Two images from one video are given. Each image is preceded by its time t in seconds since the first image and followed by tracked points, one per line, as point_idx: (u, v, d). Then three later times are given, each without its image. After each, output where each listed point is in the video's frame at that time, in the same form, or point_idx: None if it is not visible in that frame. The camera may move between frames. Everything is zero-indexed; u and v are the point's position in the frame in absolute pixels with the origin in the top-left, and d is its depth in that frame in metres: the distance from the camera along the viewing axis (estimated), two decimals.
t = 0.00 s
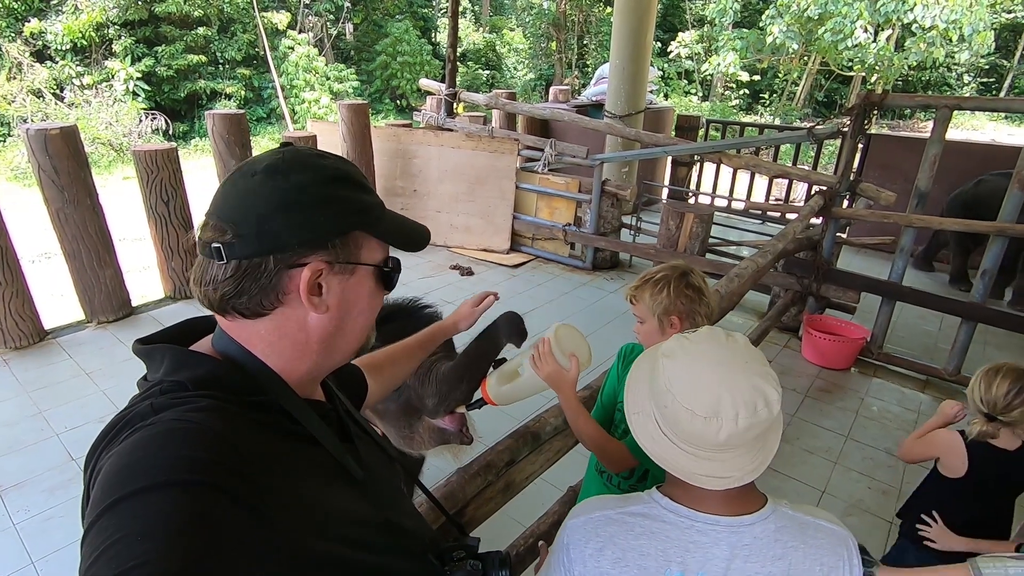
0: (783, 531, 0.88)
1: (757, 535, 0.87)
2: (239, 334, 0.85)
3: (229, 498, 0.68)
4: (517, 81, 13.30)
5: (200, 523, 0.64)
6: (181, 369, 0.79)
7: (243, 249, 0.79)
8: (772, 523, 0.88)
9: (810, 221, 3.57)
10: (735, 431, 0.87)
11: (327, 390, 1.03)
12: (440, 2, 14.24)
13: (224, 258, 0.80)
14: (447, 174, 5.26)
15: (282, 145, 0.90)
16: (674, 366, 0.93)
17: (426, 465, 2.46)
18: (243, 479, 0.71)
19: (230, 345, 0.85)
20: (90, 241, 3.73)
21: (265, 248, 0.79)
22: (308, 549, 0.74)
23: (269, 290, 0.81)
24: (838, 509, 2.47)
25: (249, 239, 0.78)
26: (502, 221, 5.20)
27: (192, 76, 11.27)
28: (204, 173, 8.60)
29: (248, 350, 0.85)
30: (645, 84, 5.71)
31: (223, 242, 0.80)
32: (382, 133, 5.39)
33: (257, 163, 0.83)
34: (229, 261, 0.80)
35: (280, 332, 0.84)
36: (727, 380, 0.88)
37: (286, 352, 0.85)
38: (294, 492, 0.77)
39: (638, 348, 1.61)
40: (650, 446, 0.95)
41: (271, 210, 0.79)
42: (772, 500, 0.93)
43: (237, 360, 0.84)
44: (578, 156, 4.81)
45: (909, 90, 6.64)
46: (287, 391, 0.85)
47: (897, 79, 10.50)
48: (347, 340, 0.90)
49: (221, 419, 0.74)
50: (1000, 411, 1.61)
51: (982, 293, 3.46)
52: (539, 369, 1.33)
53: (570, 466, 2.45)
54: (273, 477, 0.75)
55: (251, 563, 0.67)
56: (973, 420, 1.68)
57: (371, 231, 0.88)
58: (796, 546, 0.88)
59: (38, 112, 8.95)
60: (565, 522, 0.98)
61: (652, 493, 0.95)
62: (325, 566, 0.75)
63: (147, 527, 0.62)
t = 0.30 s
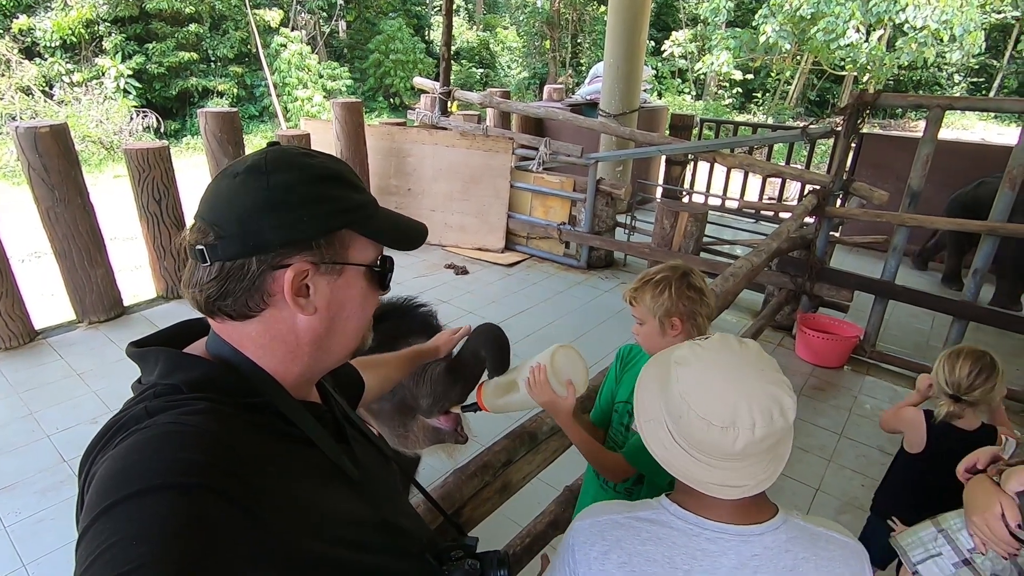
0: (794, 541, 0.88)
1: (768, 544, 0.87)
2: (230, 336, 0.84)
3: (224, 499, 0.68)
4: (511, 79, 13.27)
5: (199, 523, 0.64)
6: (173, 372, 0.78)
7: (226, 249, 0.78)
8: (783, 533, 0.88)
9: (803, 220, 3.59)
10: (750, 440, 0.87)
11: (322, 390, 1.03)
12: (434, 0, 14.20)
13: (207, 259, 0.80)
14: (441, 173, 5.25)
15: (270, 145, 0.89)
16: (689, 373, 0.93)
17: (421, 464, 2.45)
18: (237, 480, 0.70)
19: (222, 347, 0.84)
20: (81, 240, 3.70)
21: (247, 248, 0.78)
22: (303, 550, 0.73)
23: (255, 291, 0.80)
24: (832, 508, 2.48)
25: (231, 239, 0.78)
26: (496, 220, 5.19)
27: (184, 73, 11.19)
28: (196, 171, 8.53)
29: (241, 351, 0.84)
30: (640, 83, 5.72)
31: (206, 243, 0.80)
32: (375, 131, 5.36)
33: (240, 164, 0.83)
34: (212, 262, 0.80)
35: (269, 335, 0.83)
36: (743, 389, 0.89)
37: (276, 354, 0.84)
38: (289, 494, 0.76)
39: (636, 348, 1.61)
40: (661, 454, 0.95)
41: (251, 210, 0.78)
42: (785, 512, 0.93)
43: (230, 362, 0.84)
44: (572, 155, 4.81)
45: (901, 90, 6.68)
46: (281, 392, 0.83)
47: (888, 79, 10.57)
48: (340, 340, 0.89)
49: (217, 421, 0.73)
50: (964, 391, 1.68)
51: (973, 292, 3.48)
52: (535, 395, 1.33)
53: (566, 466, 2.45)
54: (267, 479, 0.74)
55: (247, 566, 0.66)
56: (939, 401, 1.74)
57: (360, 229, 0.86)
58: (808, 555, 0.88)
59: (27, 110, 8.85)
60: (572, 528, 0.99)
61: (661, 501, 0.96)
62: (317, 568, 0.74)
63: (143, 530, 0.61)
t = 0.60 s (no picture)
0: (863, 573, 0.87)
1: None
2: (231, 333, 0.83)
3: (220, 497, 0.67)
4: (505, 78, 13.27)
5: (196, 519, 0.63)
6: (171, 369, 0.78)
7: (243, 245, 0.77)
8: (850, 564, 0.87)
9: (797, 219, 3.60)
10: (833, 466, 0.85)
11: (319, 386, 1.02)
12: None
13: (224, 254, 0.78)
14: (436, 171, 5.25)
15: (279, 143, 0.89)
16: (761, 397, 0.90)
17: (417, 462, 2.44)
18: (232, 477, 0.70)
19: (221, 344, 0.83)
20: (73, 239, 3.67)
21: (265, 245, 0.77)
22: (301, 547, 0.73)
23: (266, 288, 0.79)
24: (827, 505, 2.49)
25: (248, 235, 0.77)
26: (491, 219, 5.18)
27: (176, 71, 11.13)
28: (188, 170, 8.49)
29: (239, 348, 0.83)
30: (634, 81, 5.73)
31: (223, 237, 0.78)
32: (370, 129, 5.35)
33: (257, 160, 0.81)
34: (228, 257, 0.78)
35: (274, 332, 0.82)
36: (825, 415, 0.86)
37: (280, 352, 0.84)
38: (287, 491, 0.75)
39: (630, 347, 1.62)
40: (725, 482, 0.91)
41: (269, 207, 0.77)
42: (846, 540, 0.92)
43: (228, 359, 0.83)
44: (567, 153, 4.81)
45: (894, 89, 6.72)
46: (278, 389, 0.83)
47: (881, 78, 10.63)
48: (342, 339, 0.88)
49: (212, 417, 0.73)
50: (937, 374, 1.70)
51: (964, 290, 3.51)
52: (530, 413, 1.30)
53: (562, 464, 2.45)
54: (264, 475, 0.74)
55: (242, 564, 0.66)
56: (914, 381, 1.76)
57: (368, 232, 0.87)
58: None
59: (17, 107, 8.78)
60: (621, 559, 0.99)
61: (716, 533, 0.94)
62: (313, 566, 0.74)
63: (137, 527, 0.60)
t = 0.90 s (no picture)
0: None
1: None
2: (226, 331, 0.83)
3: (212, 496, 0.66)
4: (501, 78, 13.27)
5: (189, 520, 0.63)
6: (163, 367, 0.77)
7: (248, 244, 0.76)
8: None
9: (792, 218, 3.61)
10: (882, 487, 0.84)
11: (312, 385, 1.02)
12: None
13: (228, 252, 0.77)
14: (431, 171, 5.24)
15: (281, 143, 0.89)
16: (802, 420, 0.89)
17: (414, 463, 2.44)
18: (225, 477, 0.69)
19: (214, 341, 0.83)
20: (66, 240, 3.65)
21: (269, 244, 0.76)
22: (298, 546, 0.73)
23: (269, 288, 0.79)
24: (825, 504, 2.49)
25: (254, 235, 0.76)
26: (487, 218, 5.18)
27: (170, 71, 11.08)
28: (183, 170, 8.46)
29: (234, 346, 0.83)
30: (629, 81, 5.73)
31: (228, 236, 0.77)
32: (365, 129, 5.34)
33: (263, 160, 0.81)
34: (233, 255, 0.77)
35: (274, 331, 0.82)
36: (871, 436, 0.85)
37: (278, 350, 0.83)
38: (282, 491, 0.76)
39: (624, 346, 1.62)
40: (765, 508, 0.90)
41: (277, 207, 0.77)
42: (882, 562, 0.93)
43: (221, 357, 0.82)
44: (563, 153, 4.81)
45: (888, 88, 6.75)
46: (272, 387, 0.83)
47: (875, 77, 10.67)
48: (339, 339, 0.88)
49: (204, 416, 0.72)
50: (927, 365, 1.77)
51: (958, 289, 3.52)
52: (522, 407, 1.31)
53: (559, 464, 2.45)
54: (258, 475, 0.74)
55: (233, 562, 0.66)
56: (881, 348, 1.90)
57: (368, 234, 0.86)
58: None
59: (10, 108, 8.73)
60: None
61: (753, 561, 0.92)
62: (307, 565, 0.73)
63: (125, 527, 0.60)
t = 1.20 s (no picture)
0: None
1: None
2: (227, 333, 0.83)
3: (211, 498, 0.66)
4: (499, 78, 13.29)
5: (190, 523, 0.63)
6: (163, 369, 0.77)
7: (255, 248, 0.76)
8: None
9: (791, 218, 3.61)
10: (876, 492, 0.86)
11: (311, 387, 1.02)
12: None
13: (234, 255, 0.77)
14: (430, 171, 5.24)
15: (285, 145, 0.88)
16: (797, 428, 0.89)
17: (414, 463, 2.44)
18: (225, 481, 0.69)
19: (215, 342, 0.83)
20: (65, 241, 3.64)
21: (275, 247, 0.76)
22: (298, 546, 0.73)
23: (274, 291, 0.78)
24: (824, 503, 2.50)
25: (261, 239, 0.76)
26: (486, 219, 5.18)
27: (167, 71, 11.06)
28: (181, 171, 8.44)
29: (235, 348, 0.83)
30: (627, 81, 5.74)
31: (234, 239, 0.77)
32: (363, 129, 5.34)
33: (269, 163, 0.80)
34: (239, 259, 0.77)
35: (277, 334, 0.82)
36: (865, 442, 0.86)
37: (279, 352, 0.83)
38: (283, 493, 0.76)
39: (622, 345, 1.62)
40: (762, 517, 0.90)
41: (284, 211, 0.76)
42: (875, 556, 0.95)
43: (222, 359, 0.82)
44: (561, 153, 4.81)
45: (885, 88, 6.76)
46: (273, 389, 0.82)
47: (872, 77, 10.68)
48: (341, 343, 0.88)
49: (204, 419, 0.72)
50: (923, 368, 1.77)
51: (956, 288, 3.53)
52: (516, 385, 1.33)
53: (558, 463, 2.45)
54: (258, 478, 0.74)
55: (234, 563, 0.65)
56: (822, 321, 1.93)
57: (372, 238, 0.86)
58: None
59: (7, 108, 8.72)
60: None
61: (747, 565, 0.92)
62: (308, 566, 0.74)
63: (124, 531, 0.60)
